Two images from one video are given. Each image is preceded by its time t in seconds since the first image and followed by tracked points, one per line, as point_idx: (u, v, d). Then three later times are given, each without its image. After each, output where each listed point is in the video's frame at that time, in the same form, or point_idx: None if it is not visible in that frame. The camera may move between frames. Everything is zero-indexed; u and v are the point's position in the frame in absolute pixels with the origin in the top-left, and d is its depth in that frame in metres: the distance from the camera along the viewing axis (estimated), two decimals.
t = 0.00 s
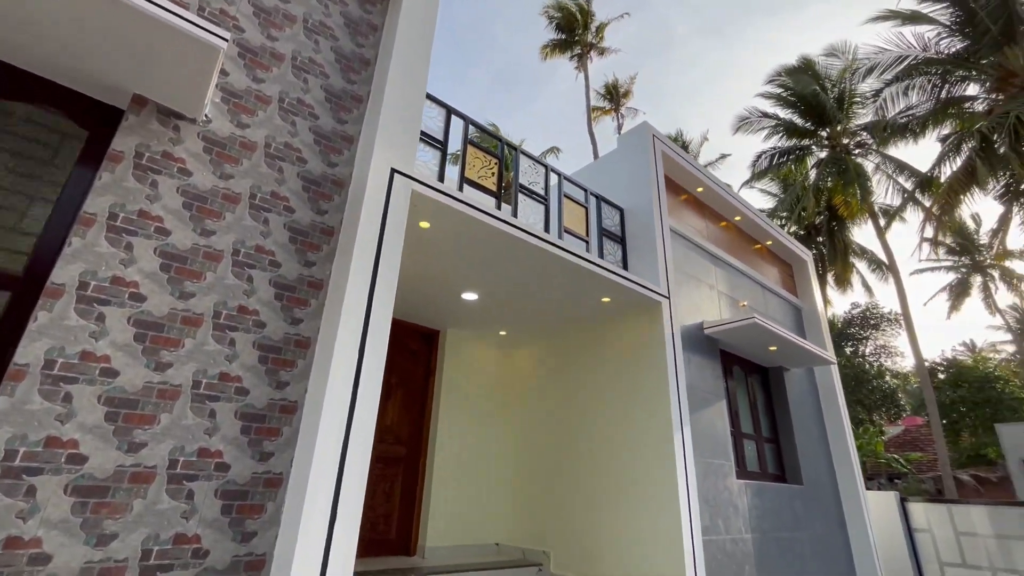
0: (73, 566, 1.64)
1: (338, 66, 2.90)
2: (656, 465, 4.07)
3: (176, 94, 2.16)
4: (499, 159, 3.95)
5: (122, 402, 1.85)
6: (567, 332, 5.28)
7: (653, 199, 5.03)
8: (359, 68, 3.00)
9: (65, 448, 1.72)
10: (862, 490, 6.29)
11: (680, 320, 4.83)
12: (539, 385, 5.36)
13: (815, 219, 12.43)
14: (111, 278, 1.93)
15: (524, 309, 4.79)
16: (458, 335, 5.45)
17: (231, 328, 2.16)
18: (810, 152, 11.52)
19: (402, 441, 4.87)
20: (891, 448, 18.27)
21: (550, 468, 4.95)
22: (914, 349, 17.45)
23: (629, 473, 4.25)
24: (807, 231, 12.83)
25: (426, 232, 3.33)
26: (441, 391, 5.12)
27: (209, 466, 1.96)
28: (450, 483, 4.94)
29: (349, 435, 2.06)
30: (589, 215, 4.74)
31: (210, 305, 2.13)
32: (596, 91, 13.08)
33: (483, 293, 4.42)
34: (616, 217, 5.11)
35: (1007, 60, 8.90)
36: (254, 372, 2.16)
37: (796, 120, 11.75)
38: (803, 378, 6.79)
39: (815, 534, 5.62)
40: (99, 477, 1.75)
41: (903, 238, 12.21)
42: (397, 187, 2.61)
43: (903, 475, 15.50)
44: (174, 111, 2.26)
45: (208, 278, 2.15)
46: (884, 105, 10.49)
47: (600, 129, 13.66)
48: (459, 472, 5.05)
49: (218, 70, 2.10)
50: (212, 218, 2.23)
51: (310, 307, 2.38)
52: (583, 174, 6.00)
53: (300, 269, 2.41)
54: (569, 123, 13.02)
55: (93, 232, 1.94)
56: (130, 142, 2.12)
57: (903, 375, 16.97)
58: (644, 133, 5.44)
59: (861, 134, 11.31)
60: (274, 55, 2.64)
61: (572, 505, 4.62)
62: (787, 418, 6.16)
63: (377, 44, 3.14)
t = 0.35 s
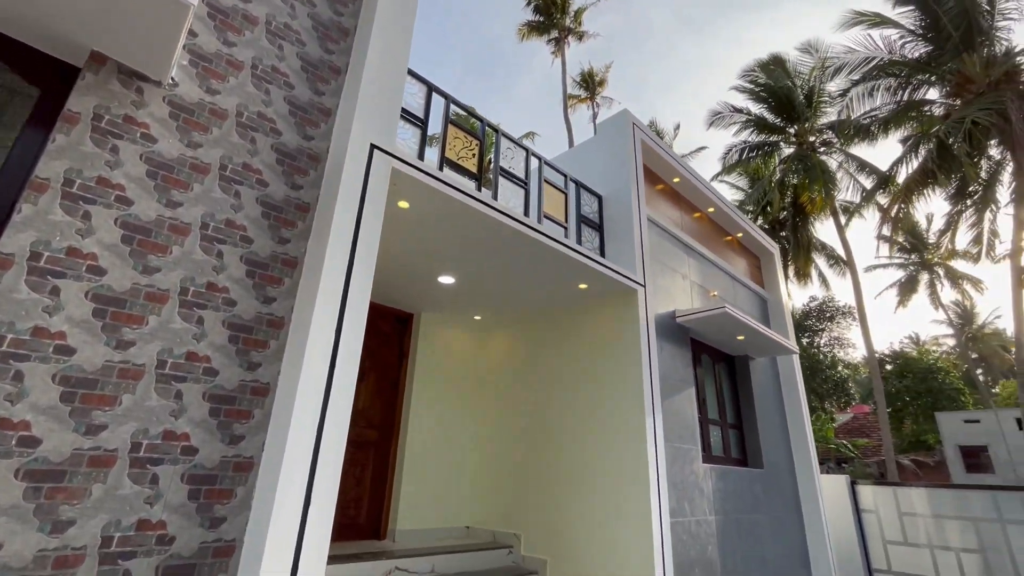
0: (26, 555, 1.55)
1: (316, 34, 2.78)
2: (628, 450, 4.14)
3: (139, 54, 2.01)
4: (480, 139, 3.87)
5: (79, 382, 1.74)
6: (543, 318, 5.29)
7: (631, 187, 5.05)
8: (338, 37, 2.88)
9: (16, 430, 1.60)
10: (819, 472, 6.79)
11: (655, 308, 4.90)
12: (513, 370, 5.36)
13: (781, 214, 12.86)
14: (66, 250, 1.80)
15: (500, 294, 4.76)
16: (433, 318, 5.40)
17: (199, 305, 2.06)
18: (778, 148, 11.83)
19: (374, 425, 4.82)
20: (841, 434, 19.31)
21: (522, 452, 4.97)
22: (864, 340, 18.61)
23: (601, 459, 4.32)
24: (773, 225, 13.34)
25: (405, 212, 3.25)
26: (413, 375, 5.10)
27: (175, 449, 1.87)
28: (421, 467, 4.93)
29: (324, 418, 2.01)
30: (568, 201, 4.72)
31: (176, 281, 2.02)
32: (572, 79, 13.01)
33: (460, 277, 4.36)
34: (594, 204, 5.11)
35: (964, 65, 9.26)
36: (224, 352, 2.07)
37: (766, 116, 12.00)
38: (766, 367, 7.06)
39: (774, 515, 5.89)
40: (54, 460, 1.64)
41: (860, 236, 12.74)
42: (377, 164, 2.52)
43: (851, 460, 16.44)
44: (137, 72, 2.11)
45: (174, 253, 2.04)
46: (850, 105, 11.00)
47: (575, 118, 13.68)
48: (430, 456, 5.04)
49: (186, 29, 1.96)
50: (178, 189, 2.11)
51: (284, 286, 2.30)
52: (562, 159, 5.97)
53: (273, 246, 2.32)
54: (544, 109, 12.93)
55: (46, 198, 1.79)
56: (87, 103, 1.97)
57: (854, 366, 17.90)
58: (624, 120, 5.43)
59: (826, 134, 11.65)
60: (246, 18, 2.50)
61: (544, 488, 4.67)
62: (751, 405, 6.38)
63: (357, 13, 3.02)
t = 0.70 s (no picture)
0: None
1: (293, 3, 2.66)
2: (599, 436, 4.22)
3: (100, 14, 1.86)
4: (460, 121, 3.80)
5: (36, 362, 1.65)
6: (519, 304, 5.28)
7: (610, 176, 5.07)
8: (316, 8, 2.77)
9: None
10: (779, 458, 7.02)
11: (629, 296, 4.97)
12: (487, 356, 5.35)
13: (749, 207, 13.23)
14: (20, 221, 1.69)
15: (477, 279, 4.72)
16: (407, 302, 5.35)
17: (167, 284, 1.97)
18: (748, 143, 12.12)
19: (346, 410, 4.77)
20: (797, 421, 20.24)
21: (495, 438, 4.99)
22: (821, 331, 19.53)
23: (574, 444, 4.38)
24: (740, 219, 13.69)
25: (383, 193, 3.17)
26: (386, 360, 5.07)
27: (141, 434, 1.81)
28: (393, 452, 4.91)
29: (298, 404, 1.96)
30: (547, 187, 4.71)
31: (142, 258, 1.93)
32: (548, 68, 12.98)
33: (437, 262, 4.31)
34: (572, 192, 5.11)
35: (927, 69, 9.64)
36: (194, 333, 2.01)
37: (738, 110, 12.24)
38: (732, 356, 7.27)
39: (735, 498, 6.13)
40: (9, 445, 1.55)
41: (822, 231, 13.21)
42: (356, 143, 2.44)
43: (805, 445, 17.30)
44: (98, 33, 1.97)
45: (139, 228, 1.94)
46: (821, 101, 11.36)
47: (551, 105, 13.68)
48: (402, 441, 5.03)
49: None
50: (144, 160, 2.00)
51: (257, 265, 2.24)
52: (540, 145, 5.93)
53: (246, 224, 2.24)
54: (520, 95, 12.87)
55: None
56: (41, 64, 1.82)
57: (810, 355, 18.74)
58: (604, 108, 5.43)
59: (794, 130, 11.91)
60: None
61: (515, 473, 4.72)
62: (717, 393, 6.58)
63: None
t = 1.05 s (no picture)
0: None
1: None
2: (571, 419, 4.29)
3: None
4: (440, 102, 3.74)
5: None
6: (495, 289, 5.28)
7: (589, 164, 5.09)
8: None
9: None
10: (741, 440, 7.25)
11: (605, 284, 5.04)
12: (463, 341, 5.35)
13: (718, 200, 13.59)
14: None
15: (454, 264, 4.70)
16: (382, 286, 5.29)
17: (137, 260, 1.94)
18: (719, 137, 12.41)
19: (318, 392, 4.72)
20: (755, 406, 21.16)
21: (469, 422, 5.01)
22: (781, 321, 20.33)
23: (547, 427, 4.44)
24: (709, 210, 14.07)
25: (363, 173, 3.12)
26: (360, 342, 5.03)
27: (110, 413, 1.80)
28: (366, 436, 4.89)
29: (277, 384, 1.93)
30: (526, 172, 4.70)
31: (110, 232, 1.88)
32: (524, 52, 12.90)
33: (414, 245, 4.27)
34: (551, 178, 5.12)
35: (892, 70, 10.07)
36: (168, 312, 2.00)
37: (710, 104, 12.46)
38: (699, 342, 7.50)
39: (698, 479, 6.38)
40: None
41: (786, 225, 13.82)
42: (336, 119, 2.37)
43: (762, 429, 18.14)
44: None
45: (107, 200, 1.89)
46: (795, 95, 11.47)
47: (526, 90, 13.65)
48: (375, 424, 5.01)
49: None
50: (112, 128, 1.93)
51: (233, 243, 2.22)
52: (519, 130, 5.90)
53: (221, 200, 2.22)
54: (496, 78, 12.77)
55: None
56: None
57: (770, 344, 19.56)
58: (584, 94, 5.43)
59: (764, 125, 12.09)
60: None
61: (489, 456, 4.75)
62: (684, 378, 6.78)
63: None
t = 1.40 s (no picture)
0: None
1: None
2: (548, 407, 4.35)
3: None
4: (422, 86, 3.68)
5: None
6: (472, 277, 5.27)
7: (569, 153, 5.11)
8: None
9: None
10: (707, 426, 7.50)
11: (582, 273, 5.10)
12: (439, 329, 5.33)
13: (689, 192, 13.87)
14: None
15: (432, 251, 4.66)
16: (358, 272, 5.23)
17: (108, 243, 1.92)
18: (692, 130, 12.64)
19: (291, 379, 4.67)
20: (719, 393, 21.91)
21: (446, 410, 5.01)
22: (746, 312, 21.06)
23: (523, 415, 4.49)
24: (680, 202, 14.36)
25: (344, 157, 3.06)
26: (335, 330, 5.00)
27: (83, 400, 1.79)
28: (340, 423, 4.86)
29: (257, 369, 1.90)
30: (506, 160, 4.69)
31: (79, 211, 1.86)
32: (501, 37, 12.79)
33: (392, 231, 4.22)
34: (531, 166, 5.11)
35: (859, 70, 10.50)
36: (142, 297, 1.99)
37: (685, 97, 12.66)
38: (669, 331, 7.70)
39: (667, 463, 6.59)
40: None
41: (754, 218, 14.30)
42: (317, 100, 2.32)
43: (725, 415, 18.81)
44: None
45: (76, 177, 1.87)
46: (771, 88, 11.64)
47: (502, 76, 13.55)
48: (350, 412, 4.99)
49: None
50: (81, 101, 1.91)
51: (209, 225, 2.22)
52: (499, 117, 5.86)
53: (197, 180, 2.21)
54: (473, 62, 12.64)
55: None
56: None
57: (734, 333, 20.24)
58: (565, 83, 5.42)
59: (735, 119, 12.46)
60: None
61: (465, 444, 4.78)
62: (654, 365, 6.93)
63: None
